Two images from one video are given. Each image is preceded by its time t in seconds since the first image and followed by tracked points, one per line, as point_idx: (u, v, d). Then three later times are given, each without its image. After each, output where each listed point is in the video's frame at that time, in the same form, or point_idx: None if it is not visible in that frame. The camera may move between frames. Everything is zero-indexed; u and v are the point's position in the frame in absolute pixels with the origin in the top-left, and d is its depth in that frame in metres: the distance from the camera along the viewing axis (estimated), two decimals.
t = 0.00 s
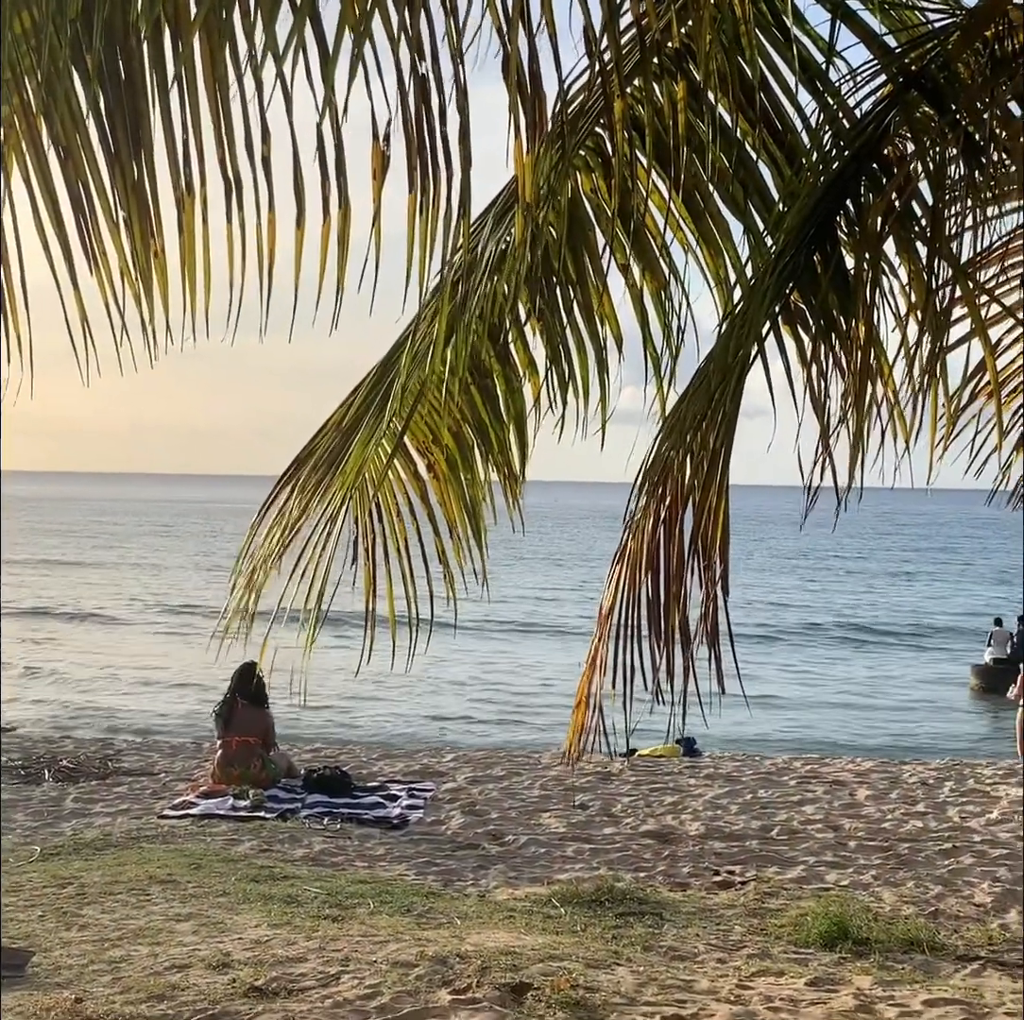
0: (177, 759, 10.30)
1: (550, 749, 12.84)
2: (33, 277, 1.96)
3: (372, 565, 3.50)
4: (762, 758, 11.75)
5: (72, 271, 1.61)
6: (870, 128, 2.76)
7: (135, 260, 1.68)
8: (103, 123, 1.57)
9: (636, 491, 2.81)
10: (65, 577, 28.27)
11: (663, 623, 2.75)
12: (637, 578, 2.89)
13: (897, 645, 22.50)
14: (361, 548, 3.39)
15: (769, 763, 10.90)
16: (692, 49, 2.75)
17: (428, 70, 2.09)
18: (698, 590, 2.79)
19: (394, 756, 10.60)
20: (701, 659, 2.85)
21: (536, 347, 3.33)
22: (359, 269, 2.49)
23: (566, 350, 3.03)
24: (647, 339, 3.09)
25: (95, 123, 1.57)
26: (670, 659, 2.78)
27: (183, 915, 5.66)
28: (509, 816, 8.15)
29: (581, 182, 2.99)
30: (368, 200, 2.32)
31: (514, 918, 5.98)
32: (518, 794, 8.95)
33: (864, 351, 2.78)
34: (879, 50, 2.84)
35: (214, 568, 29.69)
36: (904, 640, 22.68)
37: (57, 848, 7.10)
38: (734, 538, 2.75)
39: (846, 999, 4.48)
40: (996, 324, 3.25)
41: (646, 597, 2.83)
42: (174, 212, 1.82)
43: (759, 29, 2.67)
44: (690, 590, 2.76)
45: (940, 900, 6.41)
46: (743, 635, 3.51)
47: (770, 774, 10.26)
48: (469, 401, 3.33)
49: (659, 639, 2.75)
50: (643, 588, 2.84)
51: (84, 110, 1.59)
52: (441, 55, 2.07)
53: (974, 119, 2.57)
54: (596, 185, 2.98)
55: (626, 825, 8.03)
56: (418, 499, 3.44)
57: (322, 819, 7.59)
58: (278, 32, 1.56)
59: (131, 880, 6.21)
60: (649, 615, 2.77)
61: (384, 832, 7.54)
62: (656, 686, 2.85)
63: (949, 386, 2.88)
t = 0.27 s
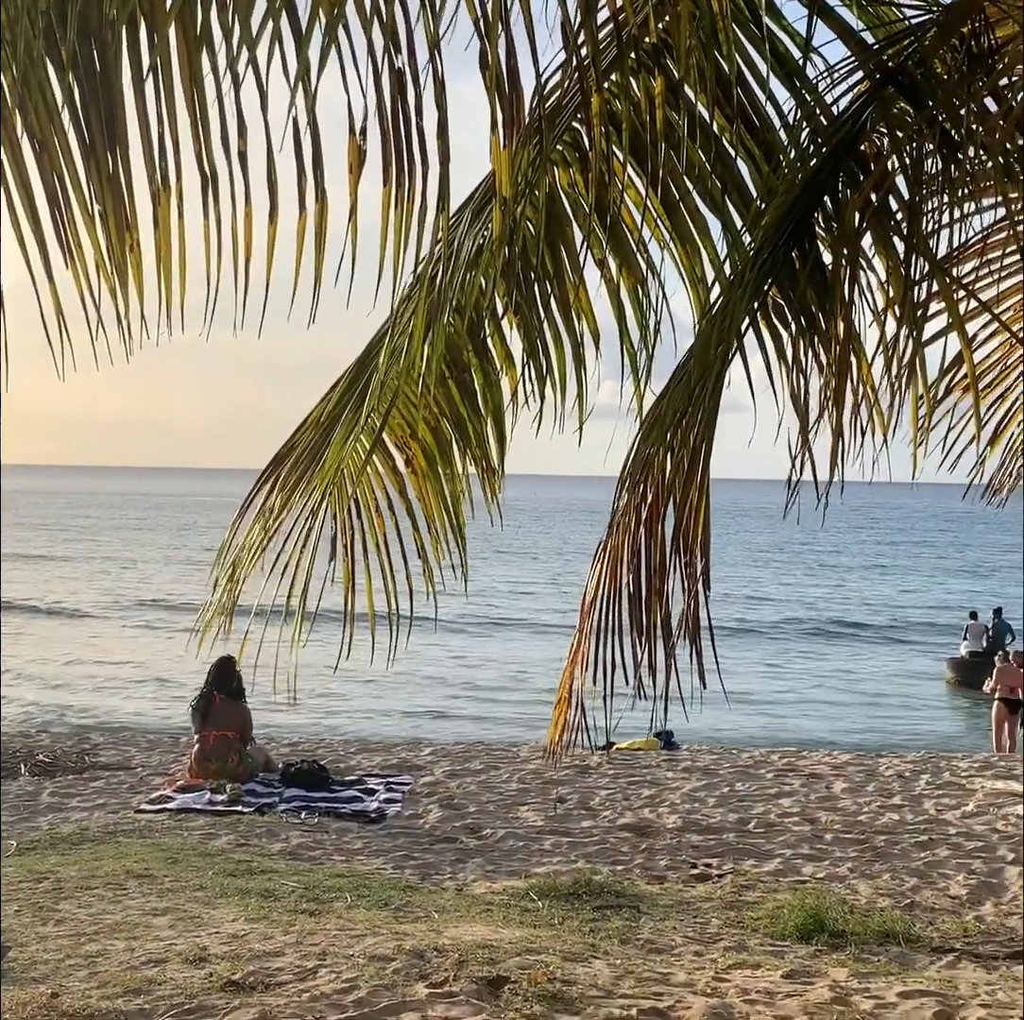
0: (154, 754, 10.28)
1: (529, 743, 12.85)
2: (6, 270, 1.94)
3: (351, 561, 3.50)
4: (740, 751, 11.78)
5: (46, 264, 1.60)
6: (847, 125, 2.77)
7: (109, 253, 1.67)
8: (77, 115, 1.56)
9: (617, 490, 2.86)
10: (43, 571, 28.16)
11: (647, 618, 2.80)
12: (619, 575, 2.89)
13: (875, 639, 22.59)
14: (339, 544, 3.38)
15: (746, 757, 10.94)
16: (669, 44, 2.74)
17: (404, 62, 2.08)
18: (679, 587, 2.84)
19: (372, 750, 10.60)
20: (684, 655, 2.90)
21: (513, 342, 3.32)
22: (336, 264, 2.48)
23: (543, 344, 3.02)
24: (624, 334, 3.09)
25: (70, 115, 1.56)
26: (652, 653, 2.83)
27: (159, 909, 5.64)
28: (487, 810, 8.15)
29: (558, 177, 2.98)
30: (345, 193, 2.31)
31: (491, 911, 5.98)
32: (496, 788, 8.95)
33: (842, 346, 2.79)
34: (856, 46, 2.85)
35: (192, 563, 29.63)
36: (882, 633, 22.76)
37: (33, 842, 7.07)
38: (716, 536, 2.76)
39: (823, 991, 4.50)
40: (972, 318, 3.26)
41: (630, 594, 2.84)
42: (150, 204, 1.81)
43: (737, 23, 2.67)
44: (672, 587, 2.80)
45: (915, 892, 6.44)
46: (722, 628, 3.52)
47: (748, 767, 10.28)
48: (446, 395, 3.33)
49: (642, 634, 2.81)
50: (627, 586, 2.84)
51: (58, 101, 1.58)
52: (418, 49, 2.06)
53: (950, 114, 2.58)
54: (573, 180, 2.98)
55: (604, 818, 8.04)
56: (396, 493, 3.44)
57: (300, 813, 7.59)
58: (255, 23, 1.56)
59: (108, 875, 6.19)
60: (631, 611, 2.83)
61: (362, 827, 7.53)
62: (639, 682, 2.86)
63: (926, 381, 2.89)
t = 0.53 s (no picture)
0: (129, 750, 10.26)
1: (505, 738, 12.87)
2: None
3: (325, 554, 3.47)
4: (715, 745, 11.82)
5: (13, 261, 1.59)
6: (819, 121, 2.77)
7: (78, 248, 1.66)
8: (47, 110, 1.56)
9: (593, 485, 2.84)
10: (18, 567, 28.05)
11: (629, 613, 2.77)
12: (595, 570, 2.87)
13: (851, 633, 22.69)
14: (313, 539, 3.37)
15: (721, 750, 10.98)
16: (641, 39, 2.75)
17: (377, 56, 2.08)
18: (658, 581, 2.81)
19: (347, 745, 10.60)
20: (667, 651, 2.87)
21: (485, 335, 3.32)
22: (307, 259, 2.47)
23: (516, 339, 3.02)
24: (596, 329, 3.08)
25: (40, 109, 1.56)
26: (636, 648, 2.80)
27: (133, 905, 5.63)
28: (463, 804, 8.17)
29: (531, 171, 2.99)
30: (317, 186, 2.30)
31: (467, 905, 5.99)
32: (472, 783, 8.96)
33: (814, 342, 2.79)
34: (827, 42, 2.86)
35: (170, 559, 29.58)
36: (858, 628, 22.86)
37: (7, 838, 7.05)
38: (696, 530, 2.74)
39: (794, 983, 4.52)
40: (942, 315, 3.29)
41: (608, 589, 2.81)
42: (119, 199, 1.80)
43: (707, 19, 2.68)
44: (653, 581, 2.78)
45: (888, 885, 6.47)
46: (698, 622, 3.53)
47: (722, 761, 10.33)
48: (419, 389, 3.32)
49: (623, 629, 2.78)
50: (604, 581, 2.82)
51: (28, 97, 1.57)
52: (389, 44, 2.06)
53: (922, 109, 2.59)
54: (544, 174, 2.98)
55: (578, 812, 8.06)
56: (368, 487, 3.43)
57: (274, 809, 7.63)
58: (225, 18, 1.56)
59: (81, 871, 6.18)
60: (612, 606, 2.80)
61: (337, 822, 7.55)
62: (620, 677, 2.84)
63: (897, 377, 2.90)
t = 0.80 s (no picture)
0: (100, 749, 10.23)
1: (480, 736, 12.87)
2: None
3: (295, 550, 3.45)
4: (688, 742, 11.85)
5: None
6: (789, 120, 2.78)
7: (46, 246, 1.65)
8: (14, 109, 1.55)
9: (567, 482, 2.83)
10: None
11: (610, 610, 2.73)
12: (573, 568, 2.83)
13: (824, 629, 22.79)
14: (282, 535, 3.35)
15: (693, 747, 11.01)
16: (612, 37, 2.75)
17: (347, 56, 2.08)
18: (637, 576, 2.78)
19: (321, 743, 10.59)
20: (649, 647, 2.84)
21: (455, 331, 3.31)
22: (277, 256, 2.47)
23: (487, 335, 3.02)
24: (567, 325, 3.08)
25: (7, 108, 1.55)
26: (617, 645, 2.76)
27: (105, 904, 5.61)
28: (437, 802, 8.17)
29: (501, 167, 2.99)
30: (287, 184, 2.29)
31: (441, 903, 6.00)
32: (445, 780, 8.97)
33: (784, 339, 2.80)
34: (797, 41, 2.87)
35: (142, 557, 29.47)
36: (832, 626, 22.94)
37: None
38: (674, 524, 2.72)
39: (767, 978, 4.54)
40: (910, 314, 3.32)
41: (588, 585, 2.78)
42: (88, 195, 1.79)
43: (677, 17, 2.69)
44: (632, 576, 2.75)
45: (860, 880, 6.50)
46: (675, 621, 3.54)
47: (696, 758, 10.35)
48: (389, 385, 3.32)
49: (604, 625, 2.75)
50: (584, 578, 2.79)
51: None
52: (360, 42, 2.06)
53: (892, 108, 2.60)
54: (516, 171, 2.99)
55: (552, 809, 8.07)
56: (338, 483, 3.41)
57: (247, 806, 7.64)
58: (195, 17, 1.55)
59: (53, 871, 6.15)
60: (592, 603, 2.77)
61: (310, 821, 7.55)
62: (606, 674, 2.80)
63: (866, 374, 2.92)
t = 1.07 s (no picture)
0: (70, 748, 10.17)
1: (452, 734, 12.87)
2: None
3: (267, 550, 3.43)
4: (661, 739, 11.87)
5: None
6: (758, 119, 2.80)
7: (12, 242, 1.65)
8: None
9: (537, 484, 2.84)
10: None
11: (586, 607, 2.73)
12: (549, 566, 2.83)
13: (796, 627, 22.87)
14: (253, 534, 3.34)
15: (665, 743, 11.04)
16: (582, 35, 2.76)
17: (315, 53, 2.08)
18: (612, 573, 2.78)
19: (293, 742, 10.58)
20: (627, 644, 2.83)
21: (426, 329, 3.30)
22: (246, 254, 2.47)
23: (457, 331, 3.02)
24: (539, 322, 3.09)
25: None
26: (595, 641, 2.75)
27: (74, 903, 5.58)
28: (409, 800, 8.17)
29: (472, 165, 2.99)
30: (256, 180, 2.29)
31: (412, 900, 5.99)
32: (417, 778, 8.96)
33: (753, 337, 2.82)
34: (766, 41, 2.89)
35: (114, 556, 29.34)
36: (804, 623, 23.02)
37: None
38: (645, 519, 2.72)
39: (737, 974, 4.56)
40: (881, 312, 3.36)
41: (564, 583, 2.77)
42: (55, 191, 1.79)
43: (646, 16, 2.70)
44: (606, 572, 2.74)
45: (830, 875, 6.53)
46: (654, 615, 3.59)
47: (669, 755, 10.38)
48: (360, 383, 3.32)
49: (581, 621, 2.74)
50: (560, 576, 2.79)
51: None
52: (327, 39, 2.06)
53: (860, 107, 2.62)
54: (487, 169, 2.99)
55: (524, 806, 8.08)
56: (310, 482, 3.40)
57: (217, 806, 7.60)
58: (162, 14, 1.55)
59: (22, 870, 6.11)
60: (569, 601, 2.76)
61: (282, 819, 7.53)
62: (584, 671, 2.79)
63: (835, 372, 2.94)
